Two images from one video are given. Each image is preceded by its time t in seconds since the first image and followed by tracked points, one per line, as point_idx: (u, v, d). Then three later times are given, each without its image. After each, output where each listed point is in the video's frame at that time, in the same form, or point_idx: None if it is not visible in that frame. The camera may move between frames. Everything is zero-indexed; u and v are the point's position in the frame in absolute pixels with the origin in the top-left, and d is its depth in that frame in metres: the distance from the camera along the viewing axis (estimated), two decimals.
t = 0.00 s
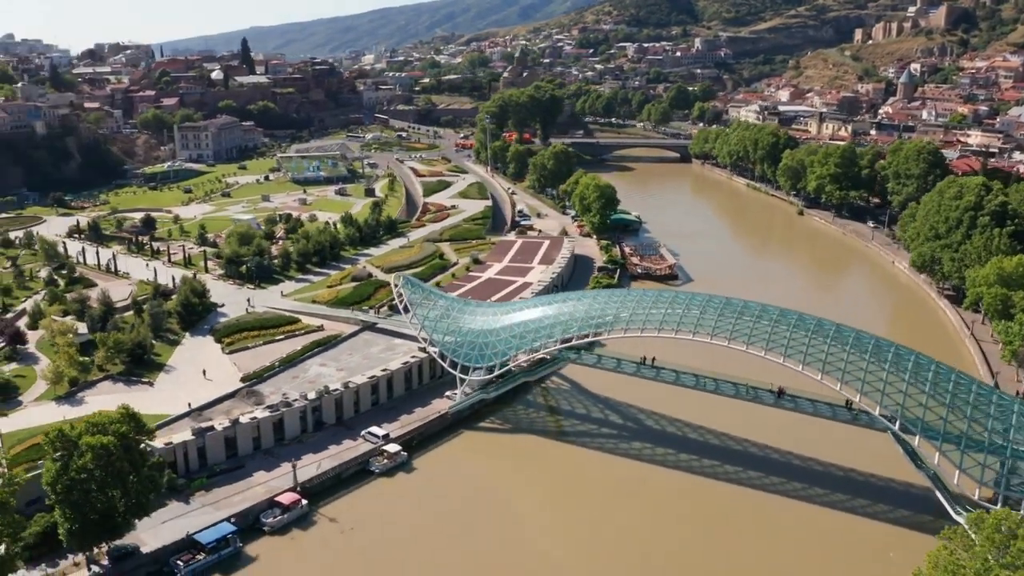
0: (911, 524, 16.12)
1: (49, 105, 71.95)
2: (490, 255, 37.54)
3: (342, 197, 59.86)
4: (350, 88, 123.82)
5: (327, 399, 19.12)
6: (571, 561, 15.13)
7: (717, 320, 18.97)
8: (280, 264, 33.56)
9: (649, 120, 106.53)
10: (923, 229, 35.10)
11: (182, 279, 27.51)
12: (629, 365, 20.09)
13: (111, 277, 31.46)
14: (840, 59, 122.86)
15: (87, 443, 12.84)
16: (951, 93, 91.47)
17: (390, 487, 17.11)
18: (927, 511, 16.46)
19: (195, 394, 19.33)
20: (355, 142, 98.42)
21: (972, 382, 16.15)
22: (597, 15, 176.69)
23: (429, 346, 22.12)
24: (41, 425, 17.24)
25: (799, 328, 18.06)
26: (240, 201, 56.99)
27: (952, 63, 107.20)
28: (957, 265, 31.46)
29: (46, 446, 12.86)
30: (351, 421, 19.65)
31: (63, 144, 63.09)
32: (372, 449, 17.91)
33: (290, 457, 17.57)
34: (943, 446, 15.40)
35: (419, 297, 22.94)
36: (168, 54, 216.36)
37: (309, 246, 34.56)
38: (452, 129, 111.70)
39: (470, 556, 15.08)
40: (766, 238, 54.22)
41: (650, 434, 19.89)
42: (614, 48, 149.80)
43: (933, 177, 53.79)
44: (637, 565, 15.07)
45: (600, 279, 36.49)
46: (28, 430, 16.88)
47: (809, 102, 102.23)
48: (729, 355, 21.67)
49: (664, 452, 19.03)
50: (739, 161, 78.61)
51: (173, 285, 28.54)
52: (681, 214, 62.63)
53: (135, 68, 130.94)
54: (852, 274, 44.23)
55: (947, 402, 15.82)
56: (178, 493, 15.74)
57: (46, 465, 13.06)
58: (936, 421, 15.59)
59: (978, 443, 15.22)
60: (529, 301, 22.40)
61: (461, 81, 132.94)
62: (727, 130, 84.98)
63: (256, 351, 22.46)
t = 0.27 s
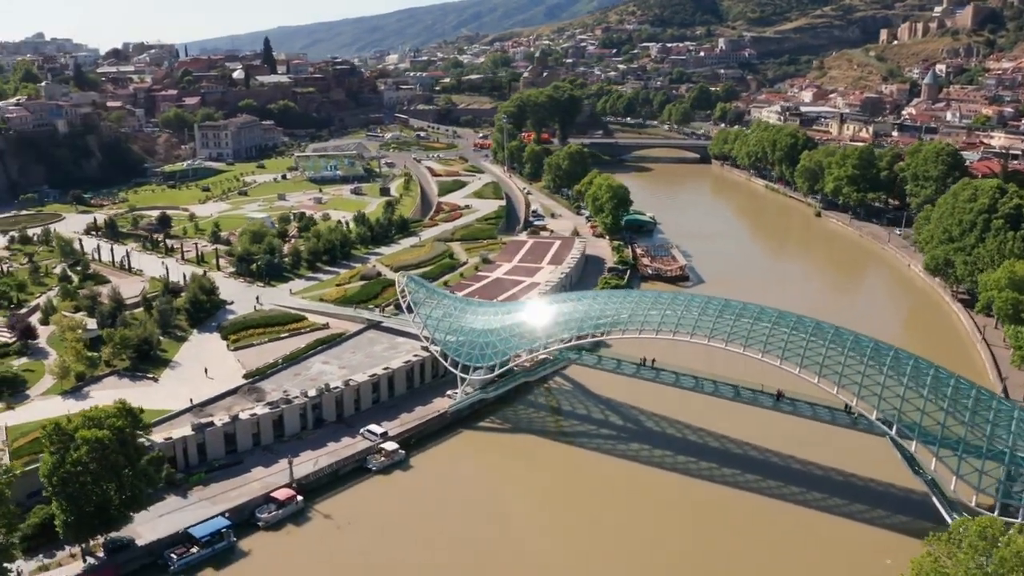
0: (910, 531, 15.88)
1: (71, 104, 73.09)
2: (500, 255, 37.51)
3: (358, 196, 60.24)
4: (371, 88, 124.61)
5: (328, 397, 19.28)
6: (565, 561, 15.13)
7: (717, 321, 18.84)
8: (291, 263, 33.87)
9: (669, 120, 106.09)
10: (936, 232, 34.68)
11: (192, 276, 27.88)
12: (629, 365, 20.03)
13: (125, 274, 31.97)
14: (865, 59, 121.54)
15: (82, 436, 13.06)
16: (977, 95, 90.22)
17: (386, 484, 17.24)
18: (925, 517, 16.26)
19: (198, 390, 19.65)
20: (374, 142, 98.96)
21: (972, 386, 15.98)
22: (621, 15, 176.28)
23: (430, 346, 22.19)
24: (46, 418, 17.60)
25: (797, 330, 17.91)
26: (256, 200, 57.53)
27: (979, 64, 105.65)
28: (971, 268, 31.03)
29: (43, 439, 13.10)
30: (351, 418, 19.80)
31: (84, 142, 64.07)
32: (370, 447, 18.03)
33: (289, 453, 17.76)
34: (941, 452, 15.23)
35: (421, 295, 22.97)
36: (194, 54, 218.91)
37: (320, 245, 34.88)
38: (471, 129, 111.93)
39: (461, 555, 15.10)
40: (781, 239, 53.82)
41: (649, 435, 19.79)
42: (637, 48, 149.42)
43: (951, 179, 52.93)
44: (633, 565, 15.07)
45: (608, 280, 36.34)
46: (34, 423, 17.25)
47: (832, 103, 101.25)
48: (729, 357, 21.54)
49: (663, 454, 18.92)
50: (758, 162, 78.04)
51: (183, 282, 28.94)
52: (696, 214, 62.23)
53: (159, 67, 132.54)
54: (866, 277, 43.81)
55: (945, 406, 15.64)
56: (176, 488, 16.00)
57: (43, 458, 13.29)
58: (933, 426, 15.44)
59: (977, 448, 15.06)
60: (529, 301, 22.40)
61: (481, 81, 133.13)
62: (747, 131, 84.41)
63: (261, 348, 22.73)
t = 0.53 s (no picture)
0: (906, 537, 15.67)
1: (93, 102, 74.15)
2: (510, 255, 37.51)
3: (373, 194, 60.56)
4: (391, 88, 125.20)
5: (328, 394, 19.44)
6: (558, 560, 15.10)
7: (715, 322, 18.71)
8: (301, 261, 34.13)
9: (689, 121, 105.57)
10: (950, 234, 34.26)
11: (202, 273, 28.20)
12: (628, 366, 19.94)
13: (138, 271, 32.40)
14: (889, 60, 120.14)
15: (79, 429, 13.30)
16: (1003, 96, 88.91)
17: (382, 482, 17.34)
18: (923, 524, 16.03)
19: (201, 385, 19.91)
20: (392, 142, 99.38)
21: (971, 391, 15.72)
22: (644, 15, 175.79)
23: (432, 345, 22.26)
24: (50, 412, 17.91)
25: (796, 331, 17.72)
26: (272, 198, 58.06)
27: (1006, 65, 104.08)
28: (983, 271, 30.59)
29: (41, 432, 13.35)
30: (351, 416, 19.93)
31: (104, 140, 65.01)
32: (368, 445, 18.15)
33: (287, 450, 17.93)
34: (937, 456, 15.02)
35: (423, 296, 23.07)
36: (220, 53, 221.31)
37: (330, 244, 35.14)
38: (490, 129, 112.10)
39: (450, 554, 15.09)
40: (796, 240, 53.41)
41: (647, 436, 19.69)
42: (660, 48, 148.93)
43: (970, 181, 52.15)
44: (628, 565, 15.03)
45: (617, 280, 36.19)
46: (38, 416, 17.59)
47: (855, 104, 100.21)
48: (729, 359, 21.39)
49: (660, 455, 18.82)
50: (776, 163, 77.43)
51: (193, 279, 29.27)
52: (711, 215, 61.81)
53: (181, 66, 134.05)
54: (880, 278, 43.40)
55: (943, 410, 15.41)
56: (174, 482, 16.22)
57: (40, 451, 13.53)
58: (929, 430, 15.22)
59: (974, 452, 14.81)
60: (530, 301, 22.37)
61: (501, 81, 133.24)
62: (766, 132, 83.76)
63: (265, 345, 22.97)
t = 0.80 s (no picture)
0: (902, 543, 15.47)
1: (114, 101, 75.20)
2: (519, 254, 37.51)
3: (388, 193, 60.86)
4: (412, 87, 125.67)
5: (328, 392, 19.60)
6: (541, 560, 15.09)
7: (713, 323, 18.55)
8: (311, 260, 34.38)
9: (710, 121, 104.99)
10: (964, 237, 33.80)
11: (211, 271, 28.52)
12: (626, 367, 19.87)
13: (151, 268, 32.84)
14: (915, 60, 118.69)
15: (75, 423, 13.52)
16: None
17: (378, 479, 17.45)
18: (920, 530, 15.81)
19: (203, 381, 20.16)
20: (411, 142, 99.78)
21: (969, 396, 15.44)
22: (667, 15, 175.15)
23: (435, 343, 22.33)
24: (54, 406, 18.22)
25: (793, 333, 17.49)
26: (287, 197, 58.53)
27: None
28: (996, 274, 30.13)
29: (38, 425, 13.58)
30: (351, 413, 20.07)
31: (125, 138, 65.88)
32: (365, 442, 18.28)
33: (286, 446, 18.10)
34: (932, 462, 14.80)
35: (427, 297, 23.09)
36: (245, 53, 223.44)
37: (340, 243, 35.36)
38: (509, 129, 112.20)
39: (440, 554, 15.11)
40: (812, 242, 52.99)
41: (645, 438, 19.62)
42: (684, 47, 148.28)
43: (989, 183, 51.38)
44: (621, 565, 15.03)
45: (625, 280, 36.03)
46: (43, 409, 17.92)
47: (877, 105, 99.15)
48: (730, 361, 21.27)
49: (657, 458, 18.75)
50: (795, 164, 76.77)
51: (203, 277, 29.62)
52: (727, 216, 61.36)
53: (204, 65, 135.50)
54: (896, 281, 43.00)
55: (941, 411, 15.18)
56: (173, 477, 16.44)
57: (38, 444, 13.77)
58: (926, 435, 14.99)
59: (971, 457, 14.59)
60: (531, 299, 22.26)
61: (521, 80, 133.31)
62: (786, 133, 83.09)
63: (269, 342, 23.19)
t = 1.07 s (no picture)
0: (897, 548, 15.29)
1: (135, 101, 76.20)
2: (529, 254, 37.48)
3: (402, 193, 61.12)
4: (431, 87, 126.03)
5: (329, 389, 19.75)
6: (534, 560, 15.08)
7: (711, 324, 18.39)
8: (321, 258, 34.60)
9: (730, 122, 104.32)
10: (978, 240, 33.35)
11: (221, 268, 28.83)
12: (626, 368, 19.81)
13: (163, 265, 33.25)
14: (940, 60, 117.15)
15: (73, 417, 13.76)
16: None
17: (374, 478, 17.55)
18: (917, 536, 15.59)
19: (207, 378, 20.40)
20: (429, 141, 100.12)
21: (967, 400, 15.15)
22: (690, 15, 174.34)
23: (438, 343, 22.40)
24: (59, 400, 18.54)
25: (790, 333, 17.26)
26: (303, 195, 58.99)
27: None
28: (1009, 277, 29.67)
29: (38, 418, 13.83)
30: (351, 411, 20.19)
31: (144, 137, 66.75)
32: (364, 440, 18.40)
33: (285, 443, 18.28)
34: (928, 467, 14.53)
35: (431, 297, 23.19)
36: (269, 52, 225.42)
37: (350, 242, 35.57)
38: (528, 129, 112.18)
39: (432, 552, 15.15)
40: (828, 244, 52.46)
41: (645, 440, 19.53)
42: (707, 47, 147.47)
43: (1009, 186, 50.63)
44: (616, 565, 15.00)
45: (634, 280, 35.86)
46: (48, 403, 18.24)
47: (901, 106, 97.92)
48: (731, 364, 21.15)
49: (655, 459, 18.67)
50: (814, 165, 76.07)
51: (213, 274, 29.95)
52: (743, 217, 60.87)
53: (225, 64, 136.85)
54: (912, 283, 42.51)
55: (939, 414, 14.93)
56: (172, 471, 16.66)
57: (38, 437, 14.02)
58: (922, 439, 14.75)
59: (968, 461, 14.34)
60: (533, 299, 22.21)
61: (541, 80, 133.28)
62: (805, 134, 82.33)
63: (274, 339, 23.41)
